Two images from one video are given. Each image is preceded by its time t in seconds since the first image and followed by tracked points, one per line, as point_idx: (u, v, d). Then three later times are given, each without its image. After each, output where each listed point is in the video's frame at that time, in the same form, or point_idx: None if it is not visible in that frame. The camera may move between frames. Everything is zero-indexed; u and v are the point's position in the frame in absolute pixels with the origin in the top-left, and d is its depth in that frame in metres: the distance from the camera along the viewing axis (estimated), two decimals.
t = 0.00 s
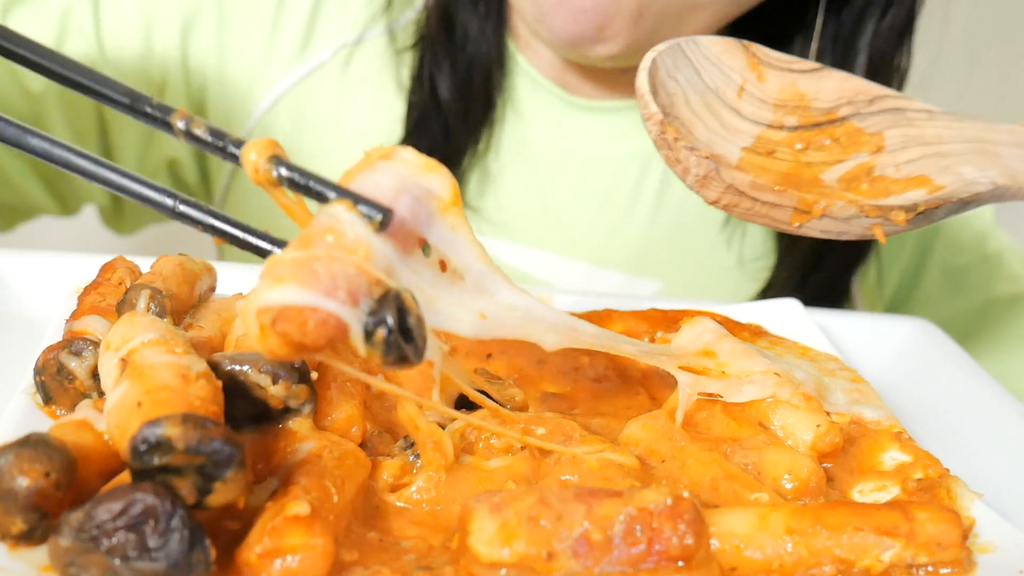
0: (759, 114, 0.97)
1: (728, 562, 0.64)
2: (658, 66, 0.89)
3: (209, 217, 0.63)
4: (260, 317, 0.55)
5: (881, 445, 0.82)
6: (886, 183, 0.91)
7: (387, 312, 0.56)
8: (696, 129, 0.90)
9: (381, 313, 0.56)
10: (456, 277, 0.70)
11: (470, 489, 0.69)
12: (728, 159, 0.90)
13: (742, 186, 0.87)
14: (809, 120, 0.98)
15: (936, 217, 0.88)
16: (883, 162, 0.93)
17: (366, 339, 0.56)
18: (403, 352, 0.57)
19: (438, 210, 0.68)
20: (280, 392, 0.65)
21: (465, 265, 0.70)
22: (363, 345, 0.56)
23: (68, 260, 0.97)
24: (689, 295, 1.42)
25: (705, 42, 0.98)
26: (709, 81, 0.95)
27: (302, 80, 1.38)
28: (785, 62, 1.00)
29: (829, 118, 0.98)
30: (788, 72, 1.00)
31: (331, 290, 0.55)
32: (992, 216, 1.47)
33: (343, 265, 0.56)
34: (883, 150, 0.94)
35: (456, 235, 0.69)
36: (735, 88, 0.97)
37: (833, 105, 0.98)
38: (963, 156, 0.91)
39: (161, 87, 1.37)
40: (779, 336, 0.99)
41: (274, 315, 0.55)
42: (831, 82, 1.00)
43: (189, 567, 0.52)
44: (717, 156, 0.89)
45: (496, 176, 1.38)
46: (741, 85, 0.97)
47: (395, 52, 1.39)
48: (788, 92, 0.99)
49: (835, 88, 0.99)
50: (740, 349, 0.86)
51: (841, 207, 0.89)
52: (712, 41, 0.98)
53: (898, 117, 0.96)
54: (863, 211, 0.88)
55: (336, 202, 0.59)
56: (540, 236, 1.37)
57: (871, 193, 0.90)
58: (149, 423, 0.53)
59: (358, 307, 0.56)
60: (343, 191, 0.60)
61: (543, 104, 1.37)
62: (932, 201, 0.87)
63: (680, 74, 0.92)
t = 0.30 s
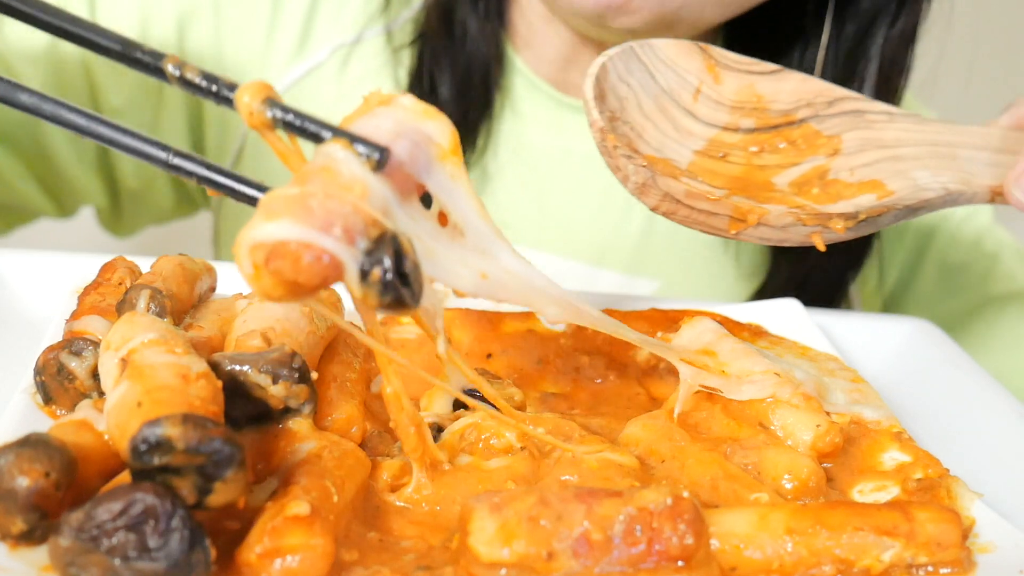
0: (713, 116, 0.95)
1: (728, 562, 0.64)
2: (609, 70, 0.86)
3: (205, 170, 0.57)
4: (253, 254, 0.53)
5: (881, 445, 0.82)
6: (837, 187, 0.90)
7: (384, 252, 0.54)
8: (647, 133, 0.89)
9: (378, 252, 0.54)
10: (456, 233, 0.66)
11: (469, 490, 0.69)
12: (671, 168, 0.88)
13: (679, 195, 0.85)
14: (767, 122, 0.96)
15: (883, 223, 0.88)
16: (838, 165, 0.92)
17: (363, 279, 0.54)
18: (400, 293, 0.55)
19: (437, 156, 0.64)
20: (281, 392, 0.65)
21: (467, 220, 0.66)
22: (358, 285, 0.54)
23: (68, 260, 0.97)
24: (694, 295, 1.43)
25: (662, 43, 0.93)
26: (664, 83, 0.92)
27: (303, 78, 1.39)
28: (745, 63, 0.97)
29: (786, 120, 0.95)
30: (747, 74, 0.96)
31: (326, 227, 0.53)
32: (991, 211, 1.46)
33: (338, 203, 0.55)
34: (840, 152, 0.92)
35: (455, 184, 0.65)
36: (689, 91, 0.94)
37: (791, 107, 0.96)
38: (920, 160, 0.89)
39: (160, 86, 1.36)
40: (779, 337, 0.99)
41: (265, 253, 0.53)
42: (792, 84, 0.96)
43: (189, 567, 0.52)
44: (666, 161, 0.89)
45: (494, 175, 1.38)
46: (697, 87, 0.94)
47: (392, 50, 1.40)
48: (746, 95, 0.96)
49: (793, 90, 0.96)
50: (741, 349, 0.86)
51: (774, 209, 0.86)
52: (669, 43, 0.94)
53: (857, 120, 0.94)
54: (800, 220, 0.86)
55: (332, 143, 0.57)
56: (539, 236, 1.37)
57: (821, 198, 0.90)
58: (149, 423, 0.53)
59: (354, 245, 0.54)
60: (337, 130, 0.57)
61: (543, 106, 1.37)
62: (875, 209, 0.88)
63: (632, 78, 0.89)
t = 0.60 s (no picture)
0: (667, 112, 0.93)
1: (728, 562, 0.64)
2: (556, 68, 0.85)
3: (144, 124, 0.52)
4: (175, 201, 0.51)
5: (881, 445, 0.82)
6: (789, 184, 0.87)
7: (315, 204, 0.52)
8: (597, 128, 0.87)
9: (309, 202, 0.52)
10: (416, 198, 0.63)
11: (469, 491, 0.69)
12: (618, 166, 0.86)
13: (615, 195, 0.80)
14: (722, 117, 0.94)
15: (827, 222, 0.84)
16: (793, 161, 0.89)
17: (292, 232, 0.52)
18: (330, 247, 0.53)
19: (385, 112, 0.60)
20: (280, 392, 0.65)
21: (418, 176, 0.62)
22: (287, 240, 0.53)
23: (68, 260, 0.97)
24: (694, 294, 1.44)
25: (614, 39, 0.92)
26: (618, 80, 0.91)
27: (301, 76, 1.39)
28: (702, 59, 0.96)
29: (743, 114, 0.94)
30: (704, 69, 0.96)
31: (254, 171, 0.51)
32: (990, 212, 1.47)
33: (267, 147, 0.52)
34: (795, 149, 0.90)
35: (408, 144, 0.61)
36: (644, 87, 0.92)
37: (747, 102, 0.94)
38: (875, 157, 0.87)
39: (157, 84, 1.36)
40: (779, 336, 0.99)
41: (188, 199, 0.50)
42: (748, 80, 0.95)
43: (190, 567, 0.52)
44: (614, 159, 0.87)
45: (491, 172, 1.38)
46: (651, 83, 0.93)
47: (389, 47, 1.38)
48: (703, 90, 0.95)
49: (752, 86, 0.95)
50: (740, 349, 0.86)
51: (716, 203, 0.85)
52: (625, 38, 0.93)
53: (813, 114, 0.92)
54: (736, 219, 0.82)
55: (263, 88, 0.54)
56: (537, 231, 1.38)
57: (771, 194, 0.86)
58: (149, 423, 0.53)
59: (284, 194, 0.52)
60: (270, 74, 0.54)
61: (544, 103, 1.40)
62: (819, 206, 0.83)
63: (583, 74, 0.88)
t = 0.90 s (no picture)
0: (620, 96, 0.86)
1: (728, 562, 0.64)
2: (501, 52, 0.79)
3: (56, 73, 0.51)
4: (65, 138, 0.46)
5: (881, 445, 0.82)
6: (737, 170, 0.84)
7: (215, 151, 0.50)
8: (545, 112, 0.83)
9: (207, 148, 0.49)
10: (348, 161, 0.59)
11: (469, 491, 0.69)
12: (561, 150, 0.83)
13: (545, 181, 0.80)
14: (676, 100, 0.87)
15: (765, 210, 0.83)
16: (743, 147, 0.85)
17: (191, 179, 0.50)
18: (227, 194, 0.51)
19: (309, 65, 0.55)
20: (280, 392, 0.65)
21: (354, 142, 0.58)
22: (185, 188, 0.50)
23: (68, 260, 0.97)
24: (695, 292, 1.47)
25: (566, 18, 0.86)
26: (568, 63, 0.85)
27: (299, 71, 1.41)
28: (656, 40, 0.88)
29: (698, 99, 0.87)
30: (658, 50, 0.88)
31: (149, 112, 0.48)
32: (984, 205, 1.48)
33: (166, 87, 0.49)
34: (747, 133, 0.85)
35: (339, 101, 0.56)
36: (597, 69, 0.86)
37: (703, 85, 0.87)
38: (827, 143, 0.83)
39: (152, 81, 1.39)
40: (779, 336, 0.99)
41: (79, 137, 0.47)
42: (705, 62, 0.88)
43: (190, 567, 0.52)
44: (558, 144, 0.83)
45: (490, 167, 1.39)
46: (605, 65, 0.86)
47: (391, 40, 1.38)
48: (657, 73, 0.88)
49: (706, 68, 0.88)
50: (740, 349, 0.86)
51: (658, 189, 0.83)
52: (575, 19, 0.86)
53: (769, 99, 0.86)
54: (666, 209, 0.82)
55: (167, 27, 0.51)
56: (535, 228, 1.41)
57: (716, 182, 0.83)
58: (149, 423, 0.53)
59: (183, 138, 0.49)
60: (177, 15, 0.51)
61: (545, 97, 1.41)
62: (756, 196, 0.82)
63: (532, 56, 0.82)
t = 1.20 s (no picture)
0: (551, 76, 0.87)
1: (728, 562, 0.64)
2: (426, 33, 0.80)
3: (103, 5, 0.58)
4: (122, 49, 0.47)
5: (881, 445, 0.82)
6: (666, 151, 0.85)
7: (268, 67, 0.51)
8: (471, 93, 0.83)
9: (261, 65, 0.51)
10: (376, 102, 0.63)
11: (469, 491, 0.69)
12: (485, 131, 0.84)
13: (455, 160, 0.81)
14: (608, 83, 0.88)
15: (683, 190, 0.84)
16: (672, 129, 0.86)
17: (244, 94, 0.51)
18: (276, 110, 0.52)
19: None
20: (280, 392, 0.65)
21: (386, 84, 0.62)
22: (237, 102, 0.51)
23: (68, 260, 0.97)
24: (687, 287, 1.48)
25: None
26: (498, 42, 0.85)
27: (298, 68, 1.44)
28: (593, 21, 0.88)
29: (631, 80, 0.87)
30: (593, 32, 0.88)
31: (204, 22, 0.48)
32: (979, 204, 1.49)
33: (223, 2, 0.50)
34: (678, 115, 0.86)
35: (374, 35, 0.60)
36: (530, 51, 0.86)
37: (636, 67, 0.87)
38: (757, 126, 0.84)
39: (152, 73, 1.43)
40: (779, 336, 0.99)
41: (139, 48, 0.47)
42: (639, 44, 0.88)
43: (190, 567, 0.52)
44: (484, 124, 0.84)
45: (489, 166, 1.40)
46: (537, 47, 0.86)
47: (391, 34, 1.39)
48: (591, 55, 0.88)
49: (641, 50, 0.88)
50: (740, 349, 0.86)
51: (581, 171, 0.85)
52: None
53: (703, 81, 0.87)
54: (577, 189, 0.82)
55: None
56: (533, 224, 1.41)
57: (640, 163, 0.85)
58: (149, 423, 0.53)
59: (237, 53, 0.50)
60: None
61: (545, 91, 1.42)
62: (673, 176, 0.83)
63: (459, 37, 0.82)
